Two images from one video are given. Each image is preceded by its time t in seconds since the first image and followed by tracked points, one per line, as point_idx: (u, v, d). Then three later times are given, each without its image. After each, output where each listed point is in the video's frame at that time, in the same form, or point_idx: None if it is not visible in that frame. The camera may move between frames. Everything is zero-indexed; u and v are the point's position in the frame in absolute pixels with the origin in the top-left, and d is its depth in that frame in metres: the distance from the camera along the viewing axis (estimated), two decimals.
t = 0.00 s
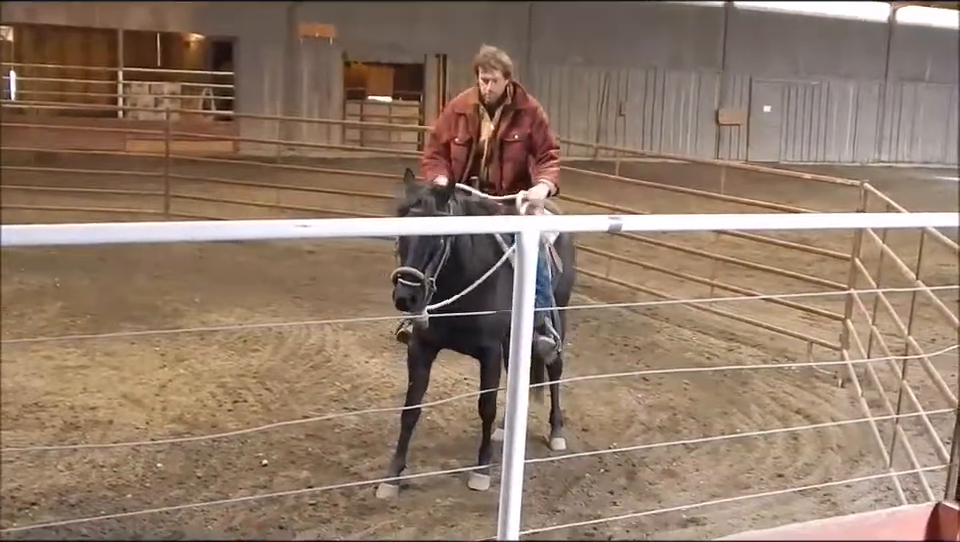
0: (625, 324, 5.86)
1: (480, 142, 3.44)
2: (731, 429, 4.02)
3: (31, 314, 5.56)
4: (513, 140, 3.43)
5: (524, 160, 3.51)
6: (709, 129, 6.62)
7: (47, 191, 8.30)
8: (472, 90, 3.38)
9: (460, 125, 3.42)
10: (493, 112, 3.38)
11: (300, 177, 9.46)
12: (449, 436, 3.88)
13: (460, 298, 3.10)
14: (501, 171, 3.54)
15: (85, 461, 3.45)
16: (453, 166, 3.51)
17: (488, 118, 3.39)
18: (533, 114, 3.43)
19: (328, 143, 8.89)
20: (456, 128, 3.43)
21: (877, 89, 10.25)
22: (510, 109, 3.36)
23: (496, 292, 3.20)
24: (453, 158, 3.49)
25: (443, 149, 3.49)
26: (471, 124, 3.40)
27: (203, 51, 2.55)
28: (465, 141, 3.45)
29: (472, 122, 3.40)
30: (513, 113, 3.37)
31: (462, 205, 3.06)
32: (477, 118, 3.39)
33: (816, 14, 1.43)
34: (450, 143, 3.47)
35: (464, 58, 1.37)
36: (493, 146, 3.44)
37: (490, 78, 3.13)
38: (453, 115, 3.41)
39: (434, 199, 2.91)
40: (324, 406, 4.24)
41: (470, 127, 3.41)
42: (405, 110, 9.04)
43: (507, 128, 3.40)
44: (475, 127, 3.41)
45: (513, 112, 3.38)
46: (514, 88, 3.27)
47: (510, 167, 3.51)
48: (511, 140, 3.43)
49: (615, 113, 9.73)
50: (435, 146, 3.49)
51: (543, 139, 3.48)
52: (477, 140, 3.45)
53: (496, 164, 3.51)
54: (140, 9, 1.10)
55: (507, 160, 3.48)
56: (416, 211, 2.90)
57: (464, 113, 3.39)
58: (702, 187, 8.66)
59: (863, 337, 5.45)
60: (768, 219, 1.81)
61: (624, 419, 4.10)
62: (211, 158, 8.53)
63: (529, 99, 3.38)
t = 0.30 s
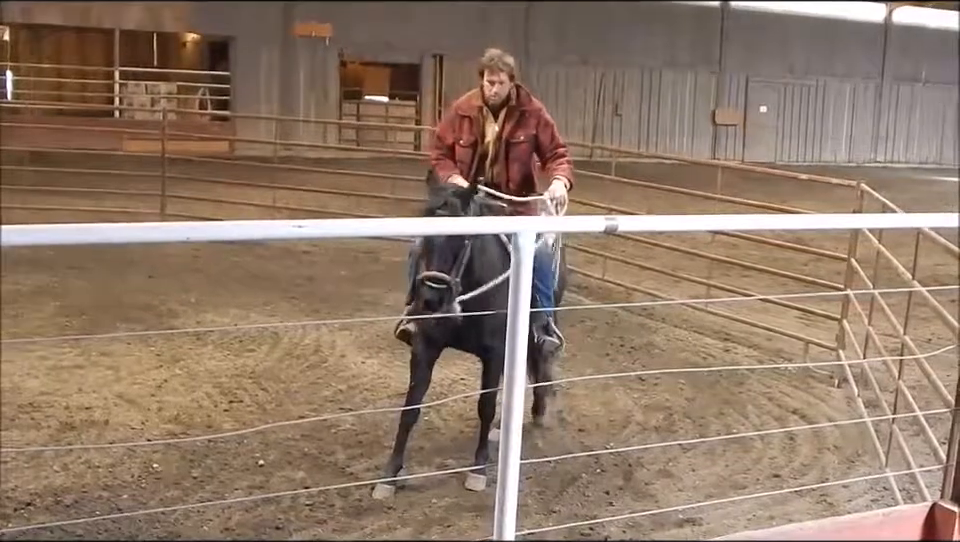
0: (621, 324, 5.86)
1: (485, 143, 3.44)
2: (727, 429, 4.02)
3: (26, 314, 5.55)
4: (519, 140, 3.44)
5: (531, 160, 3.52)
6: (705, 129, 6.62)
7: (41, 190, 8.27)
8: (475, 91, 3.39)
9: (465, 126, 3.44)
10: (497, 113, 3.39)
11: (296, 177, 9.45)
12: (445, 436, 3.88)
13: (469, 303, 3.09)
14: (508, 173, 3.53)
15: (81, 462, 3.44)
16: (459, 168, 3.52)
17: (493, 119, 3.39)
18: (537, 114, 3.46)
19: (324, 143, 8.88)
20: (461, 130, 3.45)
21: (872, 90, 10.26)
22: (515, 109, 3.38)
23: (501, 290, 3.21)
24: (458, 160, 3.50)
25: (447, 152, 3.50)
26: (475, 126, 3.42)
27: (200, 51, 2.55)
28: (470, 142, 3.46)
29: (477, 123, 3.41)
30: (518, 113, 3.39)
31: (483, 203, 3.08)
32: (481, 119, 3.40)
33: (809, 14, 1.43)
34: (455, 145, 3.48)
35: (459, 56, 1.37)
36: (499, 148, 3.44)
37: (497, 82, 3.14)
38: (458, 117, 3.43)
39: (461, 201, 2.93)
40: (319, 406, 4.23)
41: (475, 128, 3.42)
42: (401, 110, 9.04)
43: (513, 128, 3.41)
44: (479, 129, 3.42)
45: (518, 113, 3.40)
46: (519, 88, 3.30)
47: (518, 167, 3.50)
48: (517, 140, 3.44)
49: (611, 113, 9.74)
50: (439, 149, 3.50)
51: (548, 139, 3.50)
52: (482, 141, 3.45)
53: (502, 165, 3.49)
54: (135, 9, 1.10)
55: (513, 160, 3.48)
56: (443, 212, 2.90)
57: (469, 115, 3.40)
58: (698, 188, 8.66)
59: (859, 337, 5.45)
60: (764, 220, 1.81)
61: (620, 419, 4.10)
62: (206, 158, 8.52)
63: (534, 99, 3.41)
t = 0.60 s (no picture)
0: (617, 325, 5.86)
1: (489, 143, 3.42)
2: (723, 429, 4.03)
3: (22, 314, 5.54)
4: (524, 140, 3.45)
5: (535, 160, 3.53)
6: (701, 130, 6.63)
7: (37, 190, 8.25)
8: (480, 91, 3.40)
9: (469, 125, 3.40)
10: (502, 112, 3.38)
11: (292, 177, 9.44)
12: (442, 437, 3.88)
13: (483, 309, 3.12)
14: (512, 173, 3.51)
15: (76, 463, 3.43)
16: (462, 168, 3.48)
17: (498, 118, 3.38)
18: (540, 114, 3.50)
19: (321, 144, 8.87)
20: (465, 130, 3.42)
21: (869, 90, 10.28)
22: (520, 109, 3.41)
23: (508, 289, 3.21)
24: (463, 160, 3.46)
25: (451, 151, 3.48)
26: (480, 125, 3.40)
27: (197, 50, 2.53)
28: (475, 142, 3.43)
29: (482, 122, 3.39)
30: (523, 112, 3.42)
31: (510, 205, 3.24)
32: (486, 118, 3.38)
33: (805, 13, 1.43)
34: (458, 145, 3.46)
35: (456, 56, 1.38)
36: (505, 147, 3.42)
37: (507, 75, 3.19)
38: (462, 116, 3.41)
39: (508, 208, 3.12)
40: (316, 407, 4.23)
41: (480, 128, 3.39)
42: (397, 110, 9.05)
43: (518, 127, 3.42)
44: (484, 128, 3.39)
45: (523, 112, 3.43)
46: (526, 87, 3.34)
47: (523, 167, 3.50)
48: (522, 140, 3.45)
49: (607, 113, 9.75)
50: (443, 149, 3.48)
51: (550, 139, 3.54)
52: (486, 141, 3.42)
53: (507, 165, 3.45)
54: (132, 8, 1.10)
55: (519, 160, 3.47)
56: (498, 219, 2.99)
57: (473, 115, 3.39)
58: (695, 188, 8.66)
59: (855, 337, 5.46)
60: (760, 221, 1.81)
61: (616, 420, 4.10)
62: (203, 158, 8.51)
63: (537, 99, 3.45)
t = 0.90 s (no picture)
0: (613, 324, 5.86)
1: (495, 138, 3.45)
2: (718, 428, 4.03)
3: (17, 315, 5.53)
4: (527, 133, 3.49)
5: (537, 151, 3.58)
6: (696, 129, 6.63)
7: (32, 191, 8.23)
8: (482, 84, 3.36)
9: (474, 121, 3.43)
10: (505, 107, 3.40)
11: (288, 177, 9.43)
12: (439, 437, 3.88)
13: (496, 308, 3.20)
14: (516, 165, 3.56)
15: (72, 463, 3.42)
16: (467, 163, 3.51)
17: (502, 113, 3.40)
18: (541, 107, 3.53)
19: (316, 144, 8.86)
20: (470, 126, 3.44)
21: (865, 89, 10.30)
22: (523, 104, 3.43)
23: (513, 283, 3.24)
24: (468, 155, 3.49)
25: (455, 147, 3.50)
26: (485, 120, 3.41)
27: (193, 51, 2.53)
28: (479, 137, 3.46)
29: (487, 118, 3.40)
30: (525, 107, 3.44)
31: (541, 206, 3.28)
32: (491, 114, 3.39)
33: (799, 14, 1.42)
34: (464, 141, 3.48)
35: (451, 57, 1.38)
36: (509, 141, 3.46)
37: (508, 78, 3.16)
38: (466, 112, 3.42)
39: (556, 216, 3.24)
40: (312, 407, 4.22)
41: (485, 123, 3.41)
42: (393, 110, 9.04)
43: (522, 121, 3.45)
44: (489, 124, 3.42)
45: (526, 106, 3.45)
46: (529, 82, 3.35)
47: (526, 159, 3.55)
48: (525, 133, 3.49)
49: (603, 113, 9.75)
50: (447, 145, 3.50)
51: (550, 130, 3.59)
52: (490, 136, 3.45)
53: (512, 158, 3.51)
54: (124, 8, 1.10)
55: (522, 154, 3.52)
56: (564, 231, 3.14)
57: (477, 111, 3.40)
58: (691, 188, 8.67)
59: (850, 336, 5.47)
60: (754, 221, 1.81)
61: (612, 420, 4.10)
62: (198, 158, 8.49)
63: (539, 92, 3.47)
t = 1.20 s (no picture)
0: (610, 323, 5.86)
1: (506, 138, 3.45)
2: (714, 426, 4.03)
3: (12, 316, 5.51)
4: (536, 132, 3.51)
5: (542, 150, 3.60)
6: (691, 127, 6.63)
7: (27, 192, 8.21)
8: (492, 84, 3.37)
9: (486, 122, 3.41)
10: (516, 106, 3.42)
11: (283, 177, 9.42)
12: (435, 436, 3.88)
13: (522, 312, 3.21)
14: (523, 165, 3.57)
15: (68, 464, 3.42)
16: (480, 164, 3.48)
17: (512, 113, 3.41)
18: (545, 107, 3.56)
19: (312, 143, 8.85)
20: (483, 126, 3.42)
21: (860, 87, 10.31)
22: (532, 103, 3.45)
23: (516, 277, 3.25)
24: (481, 157, 3.47)
25: (469, 149, 3.45)
26: (497, 121, 3.41)
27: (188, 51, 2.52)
28: (492, 137, 3.44)
29: (498, 117, 3.41)
30: (534, 106, 3.47)
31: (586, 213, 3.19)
32: (503, 113, 3.40)
33: (792, 12, 1.42)
34: (477, 142, 3.44)
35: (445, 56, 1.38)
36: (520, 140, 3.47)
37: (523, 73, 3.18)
38: (477, 113, 3.40)
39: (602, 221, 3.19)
40: (308, 407, 4.22)
41: (497, 123, 3.41)
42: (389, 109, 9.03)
43: (531, 120, 3.47)
44: (501, 123, 3.42)
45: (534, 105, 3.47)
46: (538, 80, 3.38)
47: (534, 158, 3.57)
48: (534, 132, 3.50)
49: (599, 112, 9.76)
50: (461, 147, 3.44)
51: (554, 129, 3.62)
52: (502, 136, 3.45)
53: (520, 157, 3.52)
54: (119, 9, 1.09)
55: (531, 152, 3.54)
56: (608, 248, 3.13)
57: (490, 111, 3.39)
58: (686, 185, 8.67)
59: (846, 334, 5.47)
60: (749, 219, 1.81)
61: (609, 418, 4.10)
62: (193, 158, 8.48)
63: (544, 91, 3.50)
